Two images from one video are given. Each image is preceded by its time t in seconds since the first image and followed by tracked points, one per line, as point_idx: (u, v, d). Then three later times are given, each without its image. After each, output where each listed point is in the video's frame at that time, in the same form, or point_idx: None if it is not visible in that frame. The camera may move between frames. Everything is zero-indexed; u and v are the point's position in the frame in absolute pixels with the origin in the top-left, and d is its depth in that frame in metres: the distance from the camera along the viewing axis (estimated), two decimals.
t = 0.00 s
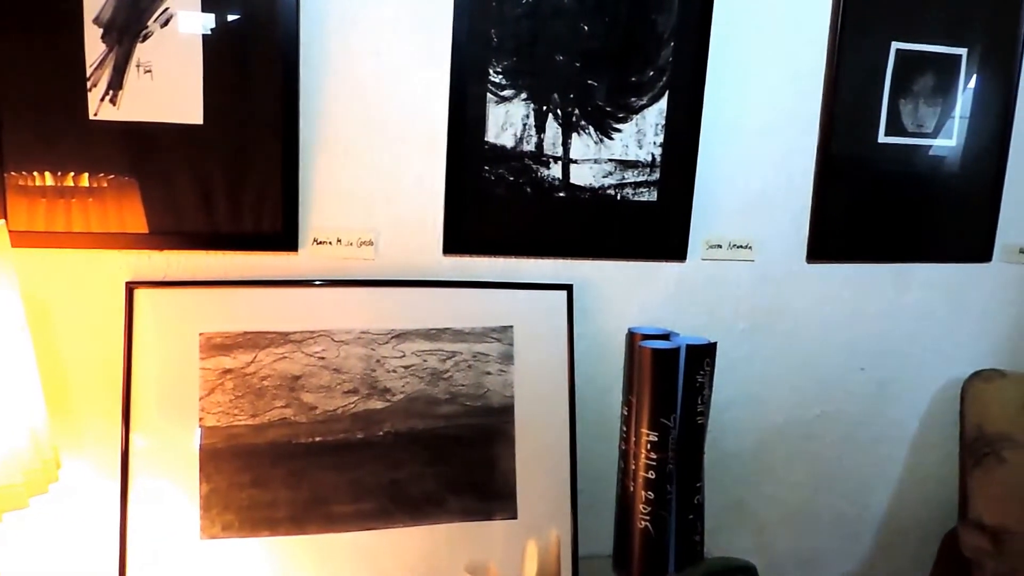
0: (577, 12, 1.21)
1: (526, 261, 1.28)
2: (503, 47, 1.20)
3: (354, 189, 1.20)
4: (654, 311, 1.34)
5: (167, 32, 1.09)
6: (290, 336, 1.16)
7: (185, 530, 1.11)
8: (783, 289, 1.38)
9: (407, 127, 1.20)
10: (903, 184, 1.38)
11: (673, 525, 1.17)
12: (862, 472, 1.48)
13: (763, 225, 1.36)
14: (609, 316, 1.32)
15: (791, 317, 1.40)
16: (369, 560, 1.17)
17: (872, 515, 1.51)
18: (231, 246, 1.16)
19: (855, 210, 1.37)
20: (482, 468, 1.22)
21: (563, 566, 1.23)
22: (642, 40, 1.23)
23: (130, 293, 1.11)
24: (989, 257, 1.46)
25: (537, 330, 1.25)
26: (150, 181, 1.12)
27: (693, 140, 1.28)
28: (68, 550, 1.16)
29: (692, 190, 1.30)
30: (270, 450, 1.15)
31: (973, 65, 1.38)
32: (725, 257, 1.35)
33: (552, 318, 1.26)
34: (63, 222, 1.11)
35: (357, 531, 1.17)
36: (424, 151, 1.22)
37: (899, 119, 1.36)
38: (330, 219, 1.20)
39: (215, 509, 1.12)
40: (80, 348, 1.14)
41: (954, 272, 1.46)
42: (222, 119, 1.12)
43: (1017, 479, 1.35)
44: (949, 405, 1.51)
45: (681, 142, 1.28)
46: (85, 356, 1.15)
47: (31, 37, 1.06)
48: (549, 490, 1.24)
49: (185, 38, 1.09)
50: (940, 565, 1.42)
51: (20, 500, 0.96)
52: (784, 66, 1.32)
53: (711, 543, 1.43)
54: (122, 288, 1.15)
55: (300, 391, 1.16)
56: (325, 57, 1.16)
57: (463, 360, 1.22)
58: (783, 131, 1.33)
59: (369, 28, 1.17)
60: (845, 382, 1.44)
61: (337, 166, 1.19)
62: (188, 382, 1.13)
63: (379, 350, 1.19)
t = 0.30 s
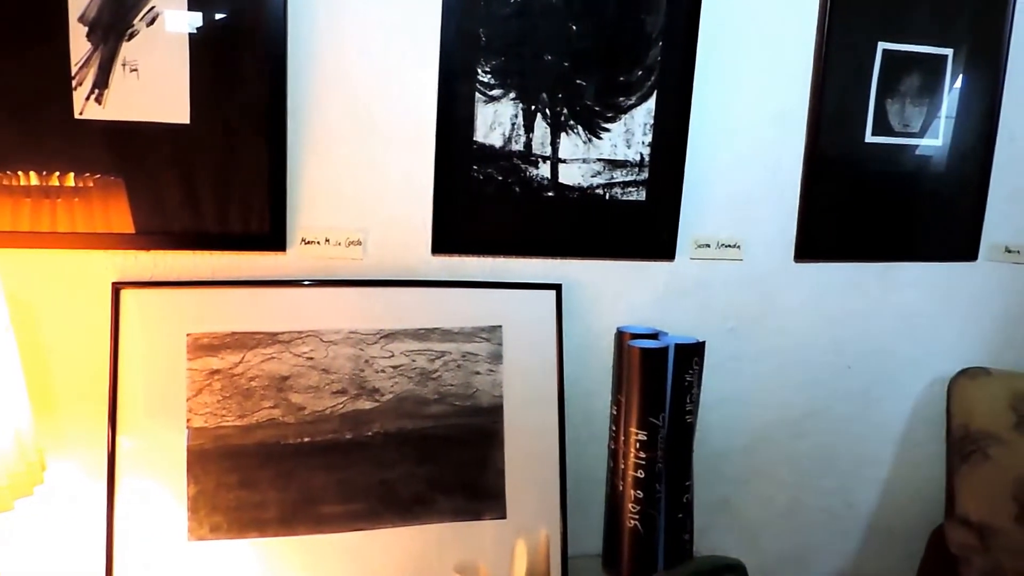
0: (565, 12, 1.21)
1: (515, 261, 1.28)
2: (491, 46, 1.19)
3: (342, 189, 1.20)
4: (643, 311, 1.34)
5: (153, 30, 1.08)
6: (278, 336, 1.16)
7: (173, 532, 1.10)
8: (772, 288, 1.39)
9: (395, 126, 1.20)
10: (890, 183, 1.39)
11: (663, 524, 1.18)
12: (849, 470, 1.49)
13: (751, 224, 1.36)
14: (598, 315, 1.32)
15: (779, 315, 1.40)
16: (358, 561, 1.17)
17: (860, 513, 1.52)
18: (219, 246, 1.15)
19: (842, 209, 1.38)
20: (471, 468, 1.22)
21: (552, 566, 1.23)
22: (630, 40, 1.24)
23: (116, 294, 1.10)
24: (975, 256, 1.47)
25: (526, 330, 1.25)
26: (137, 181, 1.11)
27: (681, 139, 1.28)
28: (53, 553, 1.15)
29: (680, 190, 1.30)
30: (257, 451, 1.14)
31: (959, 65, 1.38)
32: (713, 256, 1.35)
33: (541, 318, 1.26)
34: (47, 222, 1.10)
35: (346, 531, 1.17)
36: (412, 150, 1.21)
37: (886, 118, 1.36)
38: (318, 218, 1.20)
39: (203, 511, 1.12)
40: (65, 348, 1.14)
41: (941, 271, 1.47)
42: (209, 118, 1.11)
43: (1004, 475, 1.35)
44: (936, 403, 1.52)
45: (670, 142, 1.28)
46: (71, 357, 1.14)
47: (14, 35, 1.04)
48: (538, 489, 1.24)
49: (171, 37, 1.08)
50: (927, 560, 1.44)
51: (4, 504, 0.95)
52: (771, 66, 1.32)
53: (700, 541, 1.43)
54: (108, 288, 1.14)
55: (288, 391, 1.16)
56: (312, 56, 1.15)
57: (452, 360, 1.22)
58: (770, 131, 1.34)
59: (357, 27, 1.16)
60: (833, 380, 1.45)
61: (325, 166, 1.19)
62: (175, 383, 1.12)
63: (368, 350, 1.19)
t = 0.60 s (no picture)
0: (554, 12, 1.21)
1: (504, 260, 1.28)
2: (480, 46, 1.19)
3: (330, 189, 1.20)
4: (632, 310, 1.34)
5: (139, 29, 1.07)
6: (266, 336, 1.15)
7: (160, 534, 1.10)
8: (760, 287, 1.39)
9: (384, 126, 1.20)
10: (877, 183, 1.40)
11: (652, 523, 1.18)
12: (837, 467, 1.50)
13: (739, 223, 1.37)
14: (587, 314, 1.32)
15: (767, 314, 1.41)
16: (348, 561, 1.16)
17: (848, 510, 1.53)
18: (206, 246, 1.14)
19: (829, 208, 1.39)
20: (461, 468, 1.22)
21: (541, 565, 1.23)
22: (619, 40, 1.24)
23: (102, 294, 1.10)
24: (960, 255, 1.48)
25: (515, 329, 1.25)
26: (123, 181, 1.10)
27: (669, 139, 1.28)
28: (40, 555, 1.14)
29: (669, 189, 1.30)
30: (246, 451, 1.14)
31: (944, 66, 1.39)
32: (702, 255, 1.35)
33: (530, 317, 1.26)
34: (33, 222, 1.09)
35: (336, 532, 1.16)
36: (401, 150, 1.21)
37: (873, 118, 1.37)
38: (306, 218, 1.19)
39: (190, 512, 1.11)
40: (51, 349, 1.13)
41: (927, 269, 1.48)
42: (196, 118, 1.11)
43: (987, 473, 1.37)
44: (923, 401, 1.53)
45: (659, 142, 1.28)
46: (57, 358, 1.13)
47: None
48: (528, 489, 1.24)
49: (157, 36, 1.08)
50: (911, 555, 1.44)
51: None
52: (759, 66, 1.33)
53: (690, 539, 1.44)
54: (94, 289, 1.13)
55: (277, 392, 1.15)
56: (300, 55, 1.15)
57: (441, 360, 1.22)
58: (758, 131, 1.34)
59: (346, 27, 1.16)
60: (821, 379, 1.46)
61: (313, 166, 1.18)
62: (162, 384, 1.11)
63: (357, 351, 1.19)
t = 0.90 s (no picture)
0: (542, 11, 1.21)
1: (493, 260, 1.28)
2: (468, 45, 1.19)
3: (319, 188, 1.19)
4: (621, 309, 1.34)
5: (126, 28, 1.06)
6: (254, 336, 1.15)
7: (147, 536, 1.09)
8: (749, 287, 1.40)
9: (372, 125, 1.20)
10: (864, 182, 1.41)
11: (641, 522, 1.18)
12: (825, 465, 1.51)
13: (728, 223, 1.37)
14: (576, 314, 1.32)
15: (756, 313, 1.41)
16: (337, 562, 1.16)
17: (836, 508, 1.54)
18: (193, 246, 1.14)
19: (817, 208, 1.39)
20: (450, 468, 1.22)
21: (531, 565, 1.23)
22: (607, 39, 1.24)
23: (88, 295, 1.09)
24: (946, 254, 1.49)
25: (505, 329, 1.25)
26: (109, 180, 1.09)
27: (657, 139, 1.29)
28: (25, 558, 1.13)
29: (657, 189, 1.31)
30: (234, 452, 1.13)
31: (930, 66, 1.40)
32: (690, 255, 1.36)
33: (519, 317, 1.26)
34: (18, 222, 1.08)
35: (325, 533, 1.16)
36: (389, 149, 1.21)
37: (859, 119, 1.38)
38: (294, 218, 1.19)
39: (178, 514, 1.10)
40: (36, 350, 1.12)
41: (914, 268, 1.49)
42: (183, 118, 1.10)
43: (973, 470, 1.38)
44: (910, 399, 1.54)
45: (647, 141, 1.29)
46: (42, 359, 1.12)
47: None
48: (517, 489, 1.24)
49: (144, 34, 1.07)
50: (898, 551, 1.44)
51: None
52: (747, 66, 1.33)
53: (679, 538, 1.44)
54: (80, 289, 1.12)
55: (265, 392, 1.15)
56: (288, 54, 1.15)
57: (430, 360, 1.22)
58: (746, 131, 1.35)
59: (334, 26, 1.16)
60: (810, 377, 1.47)
61: (302, 166, 1.18)
62: (149, 385, 1.11)
63: (346, 351, 1.18)
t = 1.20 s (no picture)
0: (531, 11, 1.21)
1: (482, 260, 1.28)
2: (457, 45, 1.19)
3: (307, 188, 1.19)
4: (610, 309, 1.35)
5: (111, 27, 1.06)
6: (242, 337, 1.14)
7: (135, 538, 1.08)
8: (737, 286, 1.41)
9: (360, 125, 1.19)
10: (851, 182, 1.42)
11: (630, 521, 1.18)
12: (814, 464, 1.52)
13: (716, 223, 1.38)
14: (565, 313, 1.32)
15: (744, 313, 1.42)
16: (326, 563, 1.15)
17: (825, 506, 1.55)
18: (180, 246, 1.13)
19: (804, 208, 1.40)
20: (440, 469, 1.21)
21: (521, 565, 1.23)
22: (596, 39, 1.24)
23: (74, 295, 1.08)
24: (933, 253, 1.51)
25: (494, 329, 1.25)
26: (95, 180, 1.09)
27: (646, 139, 1.29)
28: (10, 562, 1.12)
29: (646, 189, 1.31)
30: (222, 454, 1.13)
31: (916, 67, 1.41)
32: (679, 254, 1.36)
33: (509, 317, 1.26)
34: (3, 222, 1.07)
35: (314, 534, 1.15)
36: (378, 148, 1.21)
37: (846, 119, 1.39)
38: (283, 218, 1.19)
39: (165, 516, 1.10)
40: (21, 352, 1.11)
41: (901, 268, 1.50)
42: (170, 117, 1.09)
43: (959, 467, 1.39)
44: (897, 397, 1.55)
45: (636, 141, 1.29)
46: (27, 361, 1.11)
47: None
48: (507, 489, 1.24)
49: (130, 33, 1.06)
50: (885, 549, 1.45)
51: None
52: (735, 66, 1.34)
53: (669, 537, 1.44)
54: (66, 290, 1.11)
55: (253, 393, 1.14)
56: (276, 54, 1.14)
57: (420, 360, 1.21)
58: (734, 131, 1.35)
59: (321, 26, 1.15)
60: (798, 376, 1.47)
61: (290, 166, 1.18)
62: (136, 386, 1.10)
63: (334, 351, 1.18)
